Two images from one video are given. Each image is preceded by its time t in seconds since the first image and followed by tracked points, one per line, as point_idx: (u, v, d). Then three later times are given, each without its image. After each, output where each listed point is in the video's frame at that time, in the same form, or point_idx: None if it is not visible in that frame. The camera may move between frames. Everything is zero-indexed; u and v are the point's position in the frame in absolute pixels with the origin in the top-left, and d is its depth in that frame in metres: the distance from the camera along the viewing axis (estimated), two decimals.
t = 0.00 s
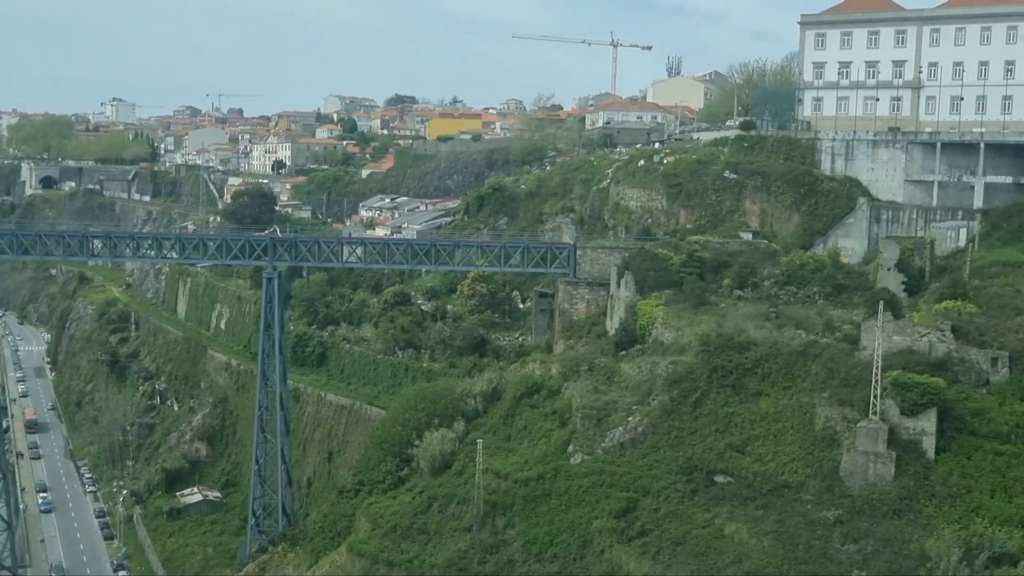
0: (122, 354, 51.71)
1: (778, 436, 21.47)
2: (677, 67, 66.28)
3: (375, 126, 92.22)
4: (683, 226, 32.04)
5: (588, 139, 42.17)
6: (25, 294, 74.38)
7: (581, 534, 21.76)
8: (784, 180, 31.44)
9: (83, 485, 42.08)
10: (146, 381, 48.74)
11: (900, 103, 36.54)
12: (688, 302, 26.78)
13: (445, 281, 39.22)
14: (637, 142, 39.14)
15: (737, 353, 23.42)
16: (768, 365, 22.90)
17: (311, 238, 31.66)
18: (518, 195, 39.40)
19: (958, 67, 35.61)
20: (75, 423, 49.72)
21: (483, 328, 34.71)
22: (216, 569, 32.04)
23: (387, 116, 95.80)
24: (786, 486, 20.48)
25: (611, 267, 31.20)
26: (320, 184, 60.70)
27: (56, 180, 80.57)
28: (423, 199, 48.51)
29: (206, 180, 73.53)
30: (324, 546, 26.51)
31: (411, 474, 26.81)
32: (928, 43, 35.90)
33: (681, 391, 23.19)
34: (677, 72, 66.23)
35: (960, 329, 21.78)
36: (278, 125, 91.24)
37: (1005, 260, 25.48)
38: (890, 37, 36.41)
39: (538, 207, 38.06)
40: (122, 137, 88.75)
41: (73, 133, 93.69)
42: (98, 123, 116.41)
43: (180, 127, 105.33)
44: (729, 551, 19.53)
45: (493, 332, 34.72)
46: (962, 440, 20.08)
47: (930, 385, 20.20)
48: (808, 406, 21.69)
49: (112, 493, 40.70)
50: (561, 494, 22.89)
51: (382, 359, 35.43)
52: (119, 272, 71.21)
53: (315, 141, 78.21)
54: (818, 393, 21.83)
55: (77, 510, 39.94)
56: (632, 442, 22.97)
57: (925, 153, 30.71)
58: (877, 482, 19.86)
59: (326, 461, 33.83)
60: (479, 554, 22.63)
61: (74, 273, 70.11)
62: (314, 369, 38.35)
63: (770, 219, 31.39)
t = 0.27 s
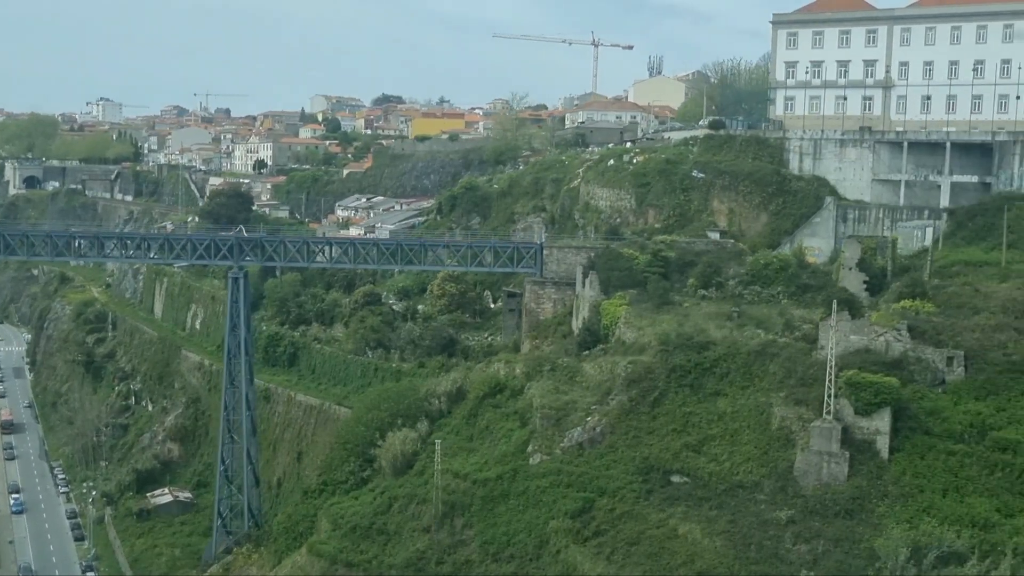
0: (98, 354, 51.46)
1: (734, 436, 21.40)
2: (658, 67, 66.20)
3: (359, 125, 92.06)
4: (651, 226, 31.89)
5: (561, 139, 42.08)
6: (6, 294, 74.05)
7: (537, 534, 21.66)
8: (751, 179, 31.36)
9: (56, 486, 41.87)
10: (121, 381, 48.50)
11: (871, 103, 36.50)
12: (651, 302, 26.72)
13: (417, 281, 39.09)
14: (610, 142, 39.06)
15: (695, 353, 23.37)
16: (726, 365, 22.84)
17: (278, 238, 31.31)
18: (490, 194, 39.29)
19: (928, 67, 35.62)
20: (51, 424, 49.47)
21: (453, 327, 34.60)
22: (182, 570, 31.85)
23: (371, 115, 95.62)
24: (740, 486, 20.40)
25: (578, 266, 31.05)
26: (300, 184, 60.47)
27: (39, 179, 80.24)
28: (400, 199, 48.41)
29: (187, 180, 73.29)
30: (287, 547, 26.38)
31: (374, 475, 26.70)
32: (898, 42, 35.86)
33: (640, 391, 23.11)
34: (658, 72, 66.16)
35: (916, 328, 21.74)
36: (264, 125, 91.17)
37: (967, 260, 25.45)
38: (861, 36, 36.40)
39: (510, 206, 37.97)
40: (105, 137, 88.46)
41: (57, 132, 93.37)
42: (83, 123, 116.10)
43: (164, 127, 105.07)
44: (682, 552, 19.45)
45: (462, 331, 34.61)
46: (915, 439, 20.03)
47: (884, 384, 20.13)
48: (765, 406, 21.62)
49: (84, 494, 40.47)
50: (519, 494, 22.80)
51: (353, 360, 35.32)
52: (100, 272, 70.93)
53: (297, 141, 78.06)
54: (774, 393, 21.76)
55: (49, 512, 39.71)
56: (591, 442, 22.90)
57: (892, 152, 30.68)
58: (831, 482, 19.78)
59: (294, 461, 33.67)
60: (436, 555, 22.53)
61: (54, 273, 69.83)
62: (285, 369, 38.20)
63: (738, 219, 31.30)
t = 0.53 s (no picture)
0: (78, 356, 51.25)
1: (695, 435, 21.32)
2: (642, 66, 66.10)
3: (347, 126, 91.90)
4: (623, 225, 31.74)
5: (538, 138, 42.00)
6: None
7: (498, 535, 21.54)
8: (722, 178, 31.30)
9: (33, 488, 41.67)
10: (100, 383, 48.26)
11: (846, 101, 36.52)
12: (618, 302, 26.64)
13: (393, 281, 39.02)
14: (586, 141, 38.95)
15: (658, 353, 23.30)
16: (687, 364, 22.78)
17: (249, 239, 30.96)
18: (466, 194, 39.19)
19: (903, 65, 35.62)
20: (31, 426, 49.26)
21: (426, 327, 34.49)
22: (153, 572, 31.66)
23: (359, 116, 95.47)
24: (699, 486, 20.30)
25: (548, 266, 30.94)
26: (282, 185, 60.13)
27: (28, 180, 79.96)
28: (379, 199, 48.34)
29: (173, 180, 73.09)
30: (254, 548, 26.22)
31: (341, 476, 26.56)
32: (873, 40, 35.87)
33: (602, 391, 23.03)
34: (642, 71, 66.06)
35: (877, 327, 21.63)
36: (254, 126, 91.27)
37: (934, 259, 25.38)
38: (836, 35, 36.37)
39: (485, 206, 37.90)
40: (92, 138, 88.26)
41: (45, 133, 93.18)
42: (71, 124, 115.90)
43: (153, 128, 104.92)
44: (639, 552, 19.34)
45: (436, 332, 34.52)
46: (874, 438, 19.93)
47: (842, 384, 20.03)
48: (725, 406, 21.53)
49: (60, 496, 40.26)
50: (481, 494, 22.71)
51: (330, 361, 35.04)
52: (85, 272, 70.71)
53: (283, 141, 77.95)
54: (735, 392, 21.67)
55: (24, 514, 39.50)
56: (553, 442, 22.81)
57: (863, 151, 30.59)
58: (789, 481, 19.68)
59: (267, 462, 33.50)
60: (398, 556, 22.41)
61: (39, 274, 69.60)
62: (261, 370, 38.06)
63: (709, 218, 31.25)
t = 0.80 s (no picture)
0: (41, 358, 50.78)
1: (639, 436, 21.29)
2: (612, 66, 66.19)
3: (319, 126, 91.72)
4: (580, 226, 31.87)
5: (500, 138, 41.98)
6: None
7: (443, 536, 21.34)
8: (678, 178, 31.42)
9: None
10: (64, 385, 47.60)
11: (806, 102, 36.43)
12: (569, 302, 26.62)
13: (353, 282, 38.95)
14: (546, 141, 38.94)
15: (604, 353, 23.27)
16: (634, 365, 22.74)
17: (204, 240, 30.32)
18: (427, 195, 39.12)
19: (861, 65, 35.67)
20: None
21: (385, 328, 34.39)
22: None
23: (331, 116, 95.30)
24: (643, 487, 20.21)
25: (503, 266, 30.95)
26: (250, 185, 60.04)
27: None
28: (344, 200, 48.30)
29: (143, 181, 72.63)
30: (204, 551, 25.89)
31: (291, 477, 26.34)
32: (831, 41, 35.97)
33: (549, 392, 23.01)
34: (611, 71, 66.17)
35: (822, 327, 21.67)
36: (227, 126, 91.01)
37: (883, 258, 25.43)
38: (795, 35, 36.36)
39: (445, 207, 37.87)
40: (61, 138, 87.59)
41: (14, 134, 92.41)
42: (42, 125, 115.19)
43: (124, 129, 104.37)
44: (580, 554, 19.19)
45: (395, 333, 34.42)
46: (816, 438, 19.89)
47: (783, 384, 20.06)
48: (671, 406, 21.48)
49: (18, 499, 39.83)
50: (428, 496, 22.59)
51: (286, 360, 34.92)
52: (53, 274, 70.09)
53: (254, 142, 77.72)
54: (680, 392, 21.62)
55: None
56: (500, 443, 22.78)
57: (819, 151, 30.53)
58: (731, 482, 19.55)
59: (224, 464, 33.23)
60: (344, 558, 22.14)
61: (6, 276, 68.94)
62: (220, 371, 37.78)
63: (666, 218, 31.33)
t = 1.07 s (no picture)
0: None
1: (574, 437, 21.23)
2: (570, 67, 66.19)
3: (281, 127, 91.25)
4: (526, 227, 31.81)
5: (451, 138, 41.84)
6: None
7: (377, 540, 21.26)
8: (624, 179, 31.41)
9: None
10: (12, 388, 47.16)
11: (754, 102, 36.68)
12: (510, 303, 26.54)
13: (302, 282, 38.60)
14: (496, 142, 38.87)
15: (541, 354, 23.15)
16: (569, 365, 22.66)
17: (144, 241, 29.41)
18: (377, 195, 38.92)
19: (808, 67, 35.91)
20: None
21: (332, 330, 34.20)
22: None
23: (293, 117, 94.83)
24: (575, 488, 20.18)
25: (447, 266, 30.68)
26: (205, 185, 59.60)
27: None
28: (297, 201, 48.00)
29: (100, 182, 71.98)
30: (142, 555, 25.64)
31: (230, 480, 26.07)
32: (779, 42, 36.18)
33: (485, 393, 22.84)
34: (570, 71, 66.17)
35: (756, 327, 21.61)
36: (188, 127, 90.45)
37: (822, 258, 25.47)
38: (743, 37, 36.53)
39: (395, 207, 37.70)
40: (18, 138, 86.70)
41: None
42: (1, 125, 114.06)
43: (83, 129, 103.45)
44: (510, 557, 19.19)
45: (342, 335, 34.24)
46: (748, 439, 19.87)
47: (714, 384, 19.99)
48: (605, 407, 21.44)
49: None
50: (363, 498, 22.42)
51: (234, 363, 34.76)
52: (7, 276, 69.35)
53: (212, 143, 77.23)
54: (615, 393, 21.59)
55: None
56: (436, 445, 22.61)
57: (762, 152, 30.63)
58: (662, 482, 19.57)
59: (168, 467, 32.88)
60: (279, 562, 22.23)
61: None
62: (167, 373, 37.44)
63: (612, 219, 31.34)
